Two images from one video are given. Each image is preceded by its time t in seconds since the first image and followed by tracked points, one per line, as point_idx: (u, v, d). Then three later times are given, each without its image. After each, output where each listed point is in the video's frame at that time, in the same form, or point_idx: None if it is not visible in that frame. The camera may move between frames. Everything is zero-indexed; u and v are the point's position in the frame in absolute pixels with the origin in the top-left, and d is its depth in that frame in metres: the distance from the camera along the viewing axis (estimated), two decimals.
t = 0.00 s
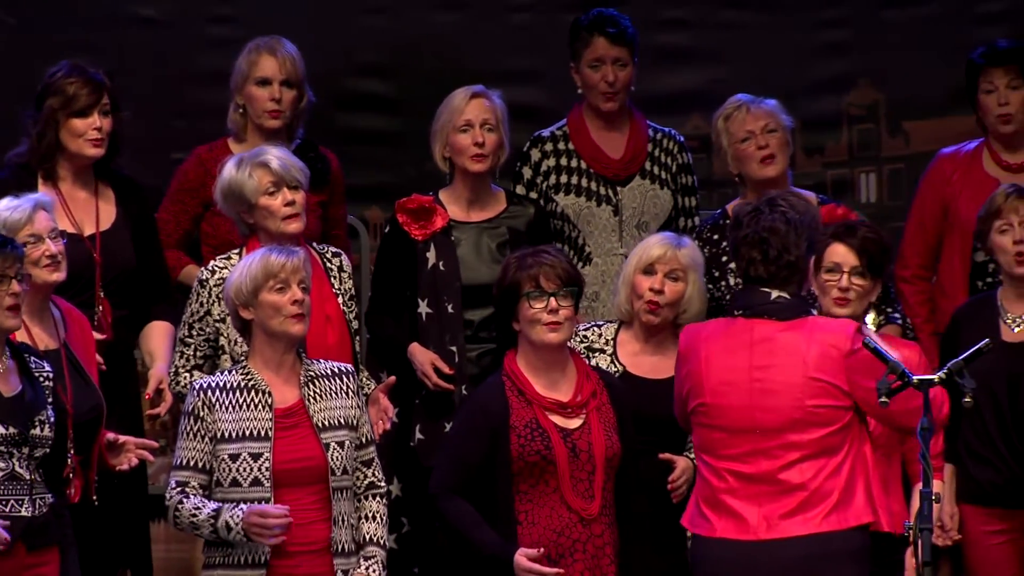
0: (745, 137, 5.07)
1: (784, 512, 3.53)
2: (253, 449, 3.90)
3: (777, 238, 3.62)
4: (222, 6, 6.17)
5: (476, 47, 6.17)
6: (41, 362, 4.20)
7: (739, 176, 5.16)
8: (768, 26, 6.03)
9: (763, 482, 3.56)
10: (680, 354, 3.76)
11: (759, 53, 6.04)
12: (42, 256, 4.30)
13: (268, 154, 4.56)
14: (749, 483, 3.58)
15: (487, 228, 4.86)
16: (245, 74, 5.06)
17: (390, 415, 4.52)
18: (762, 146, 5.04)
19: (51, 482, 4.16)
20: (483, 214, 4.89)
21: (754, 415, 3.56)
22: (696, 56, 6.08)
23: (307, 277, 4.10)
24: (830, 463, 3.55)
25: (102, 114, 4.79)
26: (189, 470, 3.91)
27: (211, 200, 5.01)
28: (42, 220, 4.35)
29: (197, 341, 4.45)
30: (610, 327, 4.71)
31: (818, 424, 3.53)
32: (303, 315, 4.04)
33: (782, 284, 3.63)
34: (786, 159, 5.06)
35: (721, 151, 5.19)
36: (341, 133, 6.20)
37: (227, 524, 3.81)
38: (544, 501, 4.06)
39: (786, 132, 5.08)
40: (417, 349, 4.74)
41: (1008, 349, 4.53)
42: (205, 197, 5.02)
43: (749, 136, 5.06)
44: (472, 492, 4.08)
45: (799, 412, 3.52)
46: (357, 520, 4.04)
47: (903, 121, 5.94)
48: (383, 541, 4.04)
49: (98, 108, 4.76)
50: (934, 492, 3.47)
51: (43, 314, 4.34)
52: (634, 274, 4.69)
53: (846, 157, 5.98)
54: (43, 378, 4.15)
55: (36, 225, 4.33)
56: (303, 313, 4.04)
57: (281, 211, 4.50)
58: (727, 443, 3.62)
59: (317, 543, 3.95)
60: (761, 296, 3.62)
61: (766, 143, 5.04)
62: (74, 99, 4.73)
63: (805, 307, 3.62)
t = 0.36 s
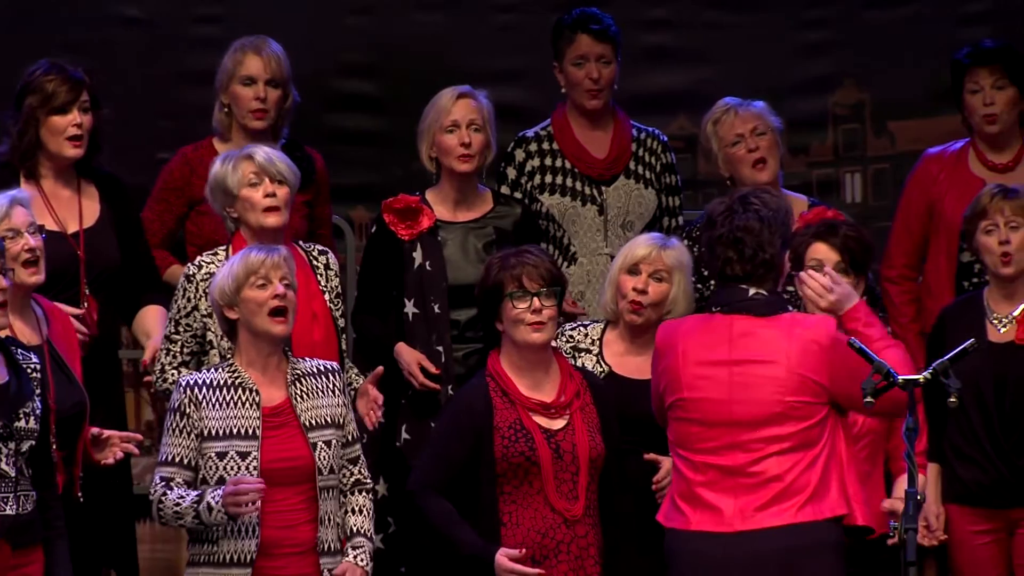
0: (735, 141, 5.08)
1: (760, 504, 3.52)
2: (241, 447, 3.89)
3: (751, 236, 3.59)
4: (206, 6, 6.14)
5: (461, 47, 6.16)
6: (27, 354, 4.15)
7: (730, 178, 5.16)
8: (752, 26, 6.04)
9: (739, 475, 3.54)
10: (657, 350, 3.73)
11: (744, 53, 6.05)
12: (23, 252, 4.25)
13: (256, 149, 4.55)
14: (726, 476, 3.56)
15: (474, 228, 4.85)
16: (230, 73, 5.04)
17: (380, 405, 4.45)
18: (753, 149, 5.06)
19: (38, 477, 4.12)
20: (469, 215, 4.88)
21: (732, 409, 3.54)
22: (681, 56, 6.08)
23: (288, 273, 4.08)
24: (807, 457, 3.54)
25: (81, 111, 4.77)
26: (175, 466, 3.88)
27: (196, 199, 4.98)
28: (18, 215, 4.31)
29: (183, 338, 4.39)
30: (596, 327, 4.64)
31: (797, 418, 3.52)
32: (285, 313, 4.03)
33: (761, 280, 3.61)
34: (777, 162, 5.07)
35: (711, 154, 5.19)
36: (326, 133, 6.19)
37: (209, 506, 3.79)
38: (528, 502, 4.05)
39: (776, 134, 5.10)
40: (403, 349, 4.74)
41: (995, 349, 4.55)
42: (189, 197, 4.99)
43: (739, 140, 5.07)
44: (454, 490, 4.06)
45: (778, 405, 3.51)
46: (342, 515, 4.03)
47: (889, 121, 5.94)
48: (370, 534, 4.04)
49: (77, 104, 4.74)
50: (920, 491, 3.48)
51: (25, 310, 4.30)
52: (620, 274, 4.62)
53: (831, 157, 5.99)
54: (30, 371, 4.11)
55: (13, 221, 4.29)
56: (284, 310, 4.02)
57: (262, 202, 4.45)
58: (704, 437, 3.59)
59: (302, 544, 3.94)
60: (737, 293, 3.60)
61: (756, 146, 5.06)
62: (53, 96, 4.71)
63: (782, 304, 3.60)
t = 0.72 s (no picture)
0: (726, 142, 5.10)
1: (739, 511, 3.47)
2: (229, 452, 3.87)
3: (733, 239, 3.57)
4: (189, 6, 6.12)
5: (444, 48, 6.15)
6: (13, 356, 4.16)
7: (722, 179, 5.18)
8: (737, 26, 6.04)
9: (717, 480, 3.49)
10: (637, 353, 3.68)
11: (728, 54, 6.05)
12: (9, 256, 4.19)
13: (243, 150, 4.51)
14: (705, 481, 3.50)
15: (460, 228, 4.85)
16: (215, 72, 5.02)
17: (367, 410, 4.55)
18: (743, 150, 5.07)
19: (23, 480, 4.12)
20: (456, 215, 4.88)
21: (712, 414, 3.49)
22: (665, 56, 6.08)
23: (276, 278, 4.05)
24: (786, 463, 3.50)
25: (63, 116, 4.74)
26: (161, 471, 3.88)
27: (180, 197, 4.94)
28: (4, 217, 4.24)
29: (171, 336, 4.38)
30: (581, 328, 4.61)
31: (776, 424, 3.48)
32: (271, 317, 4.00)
33: (740, 285, 3.58)
34: (767, 162, 5.07)
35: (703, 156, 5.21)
36: (310, 133, 6.16)
37: (198, 533, 3.80)
38: (509, 503, 4.05)
39: (767, 134, 5.11)
40: (389, 349, 4.73)
41: (978, 349, 4.56)
42: (172, 195, 4.95)
43: (730, 141, 5.09)
44: (434, 489, 4.06)
45: (757, 411, 3.47)
46: (325, 518, 4.01)
47: (872, 121, 5.96)
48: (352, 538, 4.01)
49: (59, 110, 4.72)
50: (903, 492, 3.54)
51: (8, 310, 4.24)
52: (605, 275, 4.59)
53: (815, 157, 6.00)
54: (16, 373, 4.13)
55: None
56: (270, 315, 4.00)
57: (241, 207, 4.43)
58: (682, 441, 3.54)
59: (288, 547, 3.94)
60: (718, 297, 3.56)
61: (747, 147, 5.07)
62: (36, 102, 4.68)
63: (759, 310, 3.57)
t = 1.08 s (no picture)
0: (714, 142, 5.09)
1: (719, 507, 3.47)
2: (215, 455, 3.87)
3: (709, 235, 3.56)
4: (175, 6, 6.12)
5: (429, 48, 6.14)
6: None
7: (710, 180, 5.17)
8: (722, 26, 6.04)
9: (696, 477, 3.49)
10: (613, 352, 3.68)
11: (713, 54, 6.05)
12: None
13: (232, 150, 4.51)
14: (685, 478, 3.50)
15: (447, 228, 4.85)
16: (200, 72, 5.02)
17: (352, 416, 4.52)
18: (731, 150, 5.06)
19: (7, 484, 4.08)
20: (443, 215, 4.87)
21: (689, 411, 3.49)
22: (650, 56, 6.09)
23: (266, 282, 4.05)
24: (765, 458, 3.49)
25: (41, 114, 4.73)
26: (147, 474, 3.86)
27: (166, 197, 4.95)
28: None
29: (161, 336, 4.36)
30: (566, 328, 4.61)
31: (753, 419, 3.48)
32: (258, 321, 4.00)
33: (715, 283, 3.57)
34: (754, 163, 5.06)
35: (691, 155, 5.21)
36: (295, 133, 6.16)
37: (193, 539, 3.79)
38: (491, 503, 4.04)
39: (756, 136, 5.11)
40: (375, 349, 4.74)
41: (960, 350, 4.57)
42: (157, 195, 4.96)
43: (719, 141, 5.09)
44: (416, 488, 4.06)
45: (733, 407, 3.47)
46: (309, 520, 4.02)
47: (858, 122, 5.95)
48: (336, 541, 4.01)
49: (37, 108, 4.70)
50: (887, 492, 3.51)
51: None
52: (588, 276, 4.56)
53: (801, 157, 6.00)
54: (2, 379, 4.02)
55: None
56: (258, 319, 4.00)
57: (231, 207, 4.43)
58: (660, 439, 3.54)
59: (274, 549, 3.93)
60: (692, 294, 3.55)
61: (735, 147, 5.06)
62: (13, 101, 4.67)
63: (738, 305, 3.57)
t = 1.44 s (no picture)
0: (698, 144, 5.10)
1: (704, 513, 3.40)
2: (200, 454, 3.87)
3: (707, 239, 3.49)
4: (160, 6, 6.12)
5: (412, 49, 6.14)
6: None
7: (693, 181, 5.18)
8: (706, 27, 6.05)
9: (682, 482, 3.41)
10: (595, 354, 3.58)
11: (696, 54, 6.06)
12: None
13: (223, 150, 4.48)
14: (669, 483, 3.42)
15: (433, 228, 4.85)
16: (185, 73, 5.01)
17: (342, 416, 4.45)
18: (714, 153, 5.07)
19: None
20: (428, 215, 4.87)
21: (678, 415, 3.41)
22: (634, 56, 6.09)
23: (252, 283, 4.05)
24: (750, 466, 3.44)
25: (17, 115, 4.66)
26: (131, 472, 3.87)
27: (151, 197, 4.94)
28: None
29: (149, 338, 4.34)
30: (549, 328, 4.63)
31: (741, 427, 3.42)
32: (242, 321, 4.00)
33: (707, 288, 3.51)
34: (738, 166, 5.06)
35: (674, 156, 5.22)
36: (280, 133, 6.16)
37: (186, 532, 3.81)
38: (476, 503, 4.05)
39: (739, 139, 5.10)
40: (361, 349, 4.74)
41: (942, 350, 4.60)
42: (143, 195, 4.94)
43: (701, 144, 5.10)
44: (400, 489, 4.07)
45: (724, 413, 3.40)
46: (293, 520, 4.03)
47: (842, 122, 5.97)
48: (319, 542, 4.03)
49: (12, 109, 4.64)
50: (870, 492, 3.55)
51: None
52: (571, 279, 4.56)
53: (785, 158, 6.01)
54: None
55: None
56: (242, 319, 4.00)
57: (230, 208, 4.41)
58: (645, 443, 3.45)
59: (258, 548, 3.93)
60: (683, 298, 3.48)
61: (718, 150, 5.07)
62: None
63: (724, 312, 3.51)
